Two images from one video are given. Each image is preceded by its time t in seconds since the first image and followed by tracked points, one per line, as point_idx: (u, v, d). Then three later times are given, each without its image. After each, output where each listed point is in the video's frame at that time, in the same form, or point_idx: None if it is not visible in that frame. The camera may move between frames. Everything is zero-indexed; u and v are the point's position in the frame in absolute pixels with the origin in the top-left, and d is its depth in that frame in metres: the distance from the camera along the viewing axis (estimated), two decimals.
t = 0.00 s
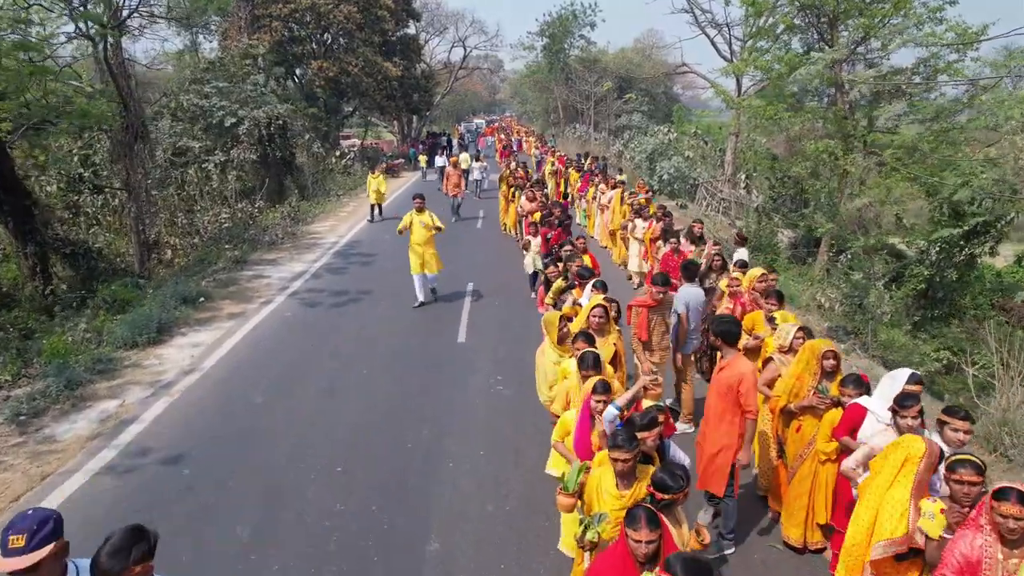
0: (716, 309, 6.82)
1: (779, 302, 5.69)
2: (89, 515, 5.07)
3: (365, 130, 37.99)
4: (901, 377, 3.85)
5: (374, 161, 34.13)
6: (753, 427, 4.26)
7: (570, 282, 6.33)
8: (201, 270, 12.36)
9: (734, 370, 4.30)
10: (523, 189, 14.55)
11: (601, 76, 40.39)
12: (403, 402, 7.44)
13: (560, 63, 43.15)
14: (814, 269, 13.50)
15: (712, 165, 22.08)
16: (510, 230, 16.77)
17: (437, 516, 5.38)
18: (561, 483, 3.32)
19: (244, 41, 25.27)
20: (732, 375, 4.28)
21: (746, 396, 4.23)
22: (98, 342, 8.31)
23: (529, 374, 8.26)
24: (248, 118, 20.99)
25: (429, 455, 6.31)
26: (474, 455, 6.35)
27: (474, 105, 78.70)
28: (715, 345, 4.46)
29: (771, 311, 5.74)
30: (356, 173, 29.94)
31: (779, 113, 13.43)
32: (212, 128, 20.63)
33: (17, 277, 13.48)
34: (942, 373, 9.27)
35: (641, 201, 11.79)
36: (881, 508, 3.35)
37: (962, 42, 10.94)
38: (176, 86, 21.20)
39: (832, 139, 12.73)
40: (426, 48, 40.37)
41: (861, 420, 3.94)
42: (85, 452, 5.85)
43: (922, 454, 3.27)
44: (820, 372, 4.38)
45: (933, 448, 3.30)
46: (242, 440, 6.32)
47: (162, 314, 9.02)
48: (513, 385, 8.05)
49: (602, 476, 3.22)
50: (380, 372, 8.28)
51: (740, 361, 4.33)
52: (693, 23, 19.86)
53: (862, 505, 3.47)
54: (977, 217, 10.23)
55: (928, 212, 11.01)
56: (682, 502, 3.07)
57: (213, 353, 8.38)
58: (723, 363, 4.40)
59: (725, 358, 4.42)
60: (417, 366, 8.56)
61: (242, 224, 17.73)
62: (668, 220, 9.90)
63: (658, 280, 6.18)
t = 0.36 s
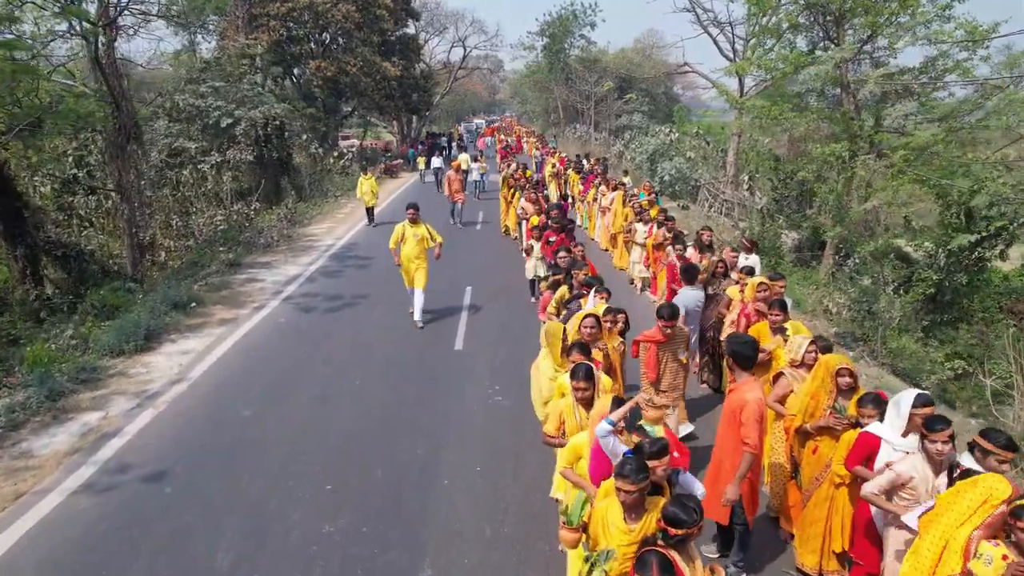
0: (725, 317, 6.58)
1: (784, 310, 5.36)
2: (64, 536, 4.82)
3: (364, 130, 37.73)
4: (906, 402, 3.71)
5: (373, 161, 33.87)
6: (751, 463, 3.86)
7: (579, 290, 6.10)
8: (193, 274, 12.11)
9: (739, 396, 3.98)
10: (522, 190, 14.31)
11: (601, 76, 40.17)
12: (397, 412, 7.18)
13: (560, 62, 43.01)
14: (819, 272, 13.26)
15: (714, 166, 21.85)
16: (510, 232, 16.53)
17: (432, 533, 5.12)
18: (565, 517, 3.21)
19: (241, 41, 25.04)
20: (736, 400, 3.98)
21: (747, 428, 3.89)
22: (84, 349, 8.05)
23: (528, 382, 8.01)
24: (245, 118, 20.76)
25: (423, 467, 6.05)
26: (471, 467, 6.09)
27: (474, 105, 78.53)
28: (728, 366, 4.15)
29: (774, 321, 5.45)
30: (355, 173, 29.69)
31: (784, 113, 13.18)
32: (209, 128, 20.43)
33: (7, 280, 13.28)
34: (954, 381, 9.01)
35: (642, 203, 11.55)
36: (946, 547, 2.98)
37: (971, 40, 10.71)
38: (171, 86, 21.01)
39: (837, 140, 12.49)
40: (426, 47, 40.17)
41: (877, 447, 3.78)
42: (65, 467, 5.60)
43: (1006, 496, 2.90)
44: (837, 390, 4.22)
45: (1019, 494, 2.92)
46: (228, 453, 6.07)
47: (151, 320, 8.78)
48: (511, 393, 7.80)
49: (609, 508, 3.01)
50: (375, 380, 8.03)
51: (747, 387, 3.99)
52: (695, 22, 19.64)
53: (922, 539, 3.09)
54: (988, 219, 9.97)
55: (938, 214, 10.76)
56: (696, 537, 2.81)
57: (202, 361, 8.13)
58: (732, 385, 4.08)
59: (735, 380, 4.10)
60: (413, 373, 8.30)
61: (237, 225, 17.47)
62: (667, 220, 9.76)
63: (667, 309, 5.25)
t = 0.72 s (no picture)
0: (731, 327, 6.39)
1: (790, 323, 5.16)
2: (37, 561, 4.56)
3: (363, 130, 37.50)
4: (921, 425, 3.56)
5: (372, 162, 33.64)
6: (752, 488, 3.67)
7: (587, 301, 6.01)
8: (185, 279, 11.86)
9: (746, 418, 3.73)
10: (522, 192, 14.07)
11: (602, 76, 39.95)
12: (393, 423, 6.92)
13: (560, 63, 42.82)
14: (824, 276, 13.01)
15: (716, 167, 21.62)
16: (509, 235, 16.31)
17: (425, 557, 4.87)
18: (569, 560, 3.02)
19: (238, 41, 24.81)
20: (741, 423, 3.73)
21: (749, 452, 3.66)
22: (69, 358, 7.80)
23: (528, 393, 7.74)
24: (241, 118, 20.49)
25: (419, 484, 5.79)
26: (468, 483, 5.83)
27: (474, 106, 78.31)
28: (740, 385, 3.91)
29: (779, 333, 5.23)
30: (353, 174, 29.44)
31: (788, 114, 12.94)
32: (205, 128, 20.20)
33: None
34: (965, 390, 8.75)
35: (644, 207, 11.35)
36: None
37: (980, 39, 10.48)
38: (167, 87, 20.85)
39: (843, 141, 12.25)
40: (425, 48, 39.94)
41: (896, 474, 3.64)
42: (42, 485, 5.34)
43: None
44: (855, 413, 4.04)
45: None
46: (215, 470, 5.80)
47: (139, 327, 8.52)
48: (510, 404, 7.53)
49: (615, 546, 2.80)
50: (369, 389, 7.77)
51: (756, 411, 3.71)
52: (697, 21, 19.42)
53: None
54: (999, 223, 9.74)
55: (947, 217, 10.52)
56: None
57: (190, 370, 7.86)
58: (741, 407, 3.82)
59: (745, 401, 3.85)
60: (409, 383, 8.03)
61: (233, 227, 17.22)
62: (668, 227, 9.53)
63: (695, 351, 4.38)
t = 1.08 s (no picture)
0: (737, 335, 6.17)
1: (799, 335, 4.93)
2: None
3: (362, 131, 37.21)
4: (949, 451, 3.28)
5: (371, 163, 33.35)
6: (773, 521, 3.46)
7: (586, 311, 5.81)
8: (176, 284, 11.58)
9: (763, 444, 3.51)
10: (522, 195, 13.78)
11: (602, 76, 39.67)
12: (386, 436, 6.64)
13: (560, 62, 42.57)
14: (830, 280, 12.73)
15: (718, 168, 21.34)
16: (509, 237, 16.03)
17: None
18: None
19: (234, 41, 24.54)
20: (758, 450, 3.52)
21: (767, 482, 3.44)
22: (51, 368, 7.52)
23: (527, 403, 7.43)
24: (236, 119, 20.23)
25: (413, 502, 5.49)
26: (464, 500, 5.54)
27: (474, 105, 78.02)
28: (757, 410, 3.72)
29: (788, 346, 4.99)
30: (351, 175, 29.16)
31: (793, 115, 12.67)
32: (200, 129, 19.93)
33: None
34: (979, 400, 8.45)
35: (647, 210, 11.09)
36: None
37: (991, 37, 10.20)
38: (162, 87, 20.68)
39: (850, 143, 11.97)
40: (424, 48, 39.67)
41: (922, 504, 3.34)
42: (14, 508, 5.08)
43: None
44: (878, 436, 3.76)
45: None
46: (198, 489, 5.52)
47: (126, 334, 8.25)
48: (508, 415, 7.24)
49: None
50: (363, 400, 7.47)
51: (775, 438, 3.49)
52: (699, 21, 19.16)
53: None
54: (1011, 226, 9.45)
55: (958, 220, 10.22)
56: None
57: (178, 380, 7.59)
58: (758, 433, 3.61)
59: (762, 426, 3.65)
60: (405, 393, 7.73)
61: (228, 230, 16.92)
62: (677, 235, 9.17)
63: (724, 419, 3.48)
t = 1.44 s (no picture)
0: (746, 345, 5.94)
1: (811, 350, 4.64)
2: None
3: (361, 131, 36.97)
4: (995, 482, 2.96)
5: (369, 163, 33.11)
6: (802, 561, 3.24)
7: (588, 324, 5.56)
8: (167, 290, 11.30)
9: (783, 476, 3.31)
10: (521, 197, 13.49)
11: (602, 76, 39.43)
12: (377, 451, 6.33)
13: (560, 63, 42.37)
14: (836, 285, 12.46)
15: (720, 170, 21.08)
16: (507, 240, 15.73)
17: None
18: None
19: (230, 40, 24.27)
20: (778, 481, 3.30)
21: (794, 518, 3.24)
22: (31, 380, 7.24)
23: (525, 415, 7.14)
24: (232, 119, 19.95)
25: (404, 524, 5.20)
26: (458, 520, 5.24)
27: (474, 105, 77.76)
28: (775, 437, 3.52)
29: (800, 361, 4.70)
30: (349, 176, 28.92)
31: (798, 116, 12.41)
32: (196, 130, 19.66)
33: None
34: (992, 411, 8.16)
35: (648, 213, 10.77)
36: None
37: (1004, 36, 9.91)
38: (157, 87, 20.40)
39: (857, 145, 11.68)
40: (424, 48, 39.44)
41: (952, 537, 3.05)
42: None
43: None
44: (900, 461, 3.48)
45: None
46: (177, 512, 5.24)
47: (110, 343, 7.97)
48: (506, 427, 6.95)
49: None
50: (355, 410, 7.18)
51: (795, 469, 3.31)
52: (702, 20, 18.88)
53: None
54: None
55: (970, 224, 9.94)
56: None
57: (164, 391, 7.30)
58: (777, 463, 3.41)
59: (781, 455, 3.45)
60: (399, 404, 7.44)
61: (223, 232, 16.64)
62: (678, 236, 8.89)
63: (809, 519, 2.66)
